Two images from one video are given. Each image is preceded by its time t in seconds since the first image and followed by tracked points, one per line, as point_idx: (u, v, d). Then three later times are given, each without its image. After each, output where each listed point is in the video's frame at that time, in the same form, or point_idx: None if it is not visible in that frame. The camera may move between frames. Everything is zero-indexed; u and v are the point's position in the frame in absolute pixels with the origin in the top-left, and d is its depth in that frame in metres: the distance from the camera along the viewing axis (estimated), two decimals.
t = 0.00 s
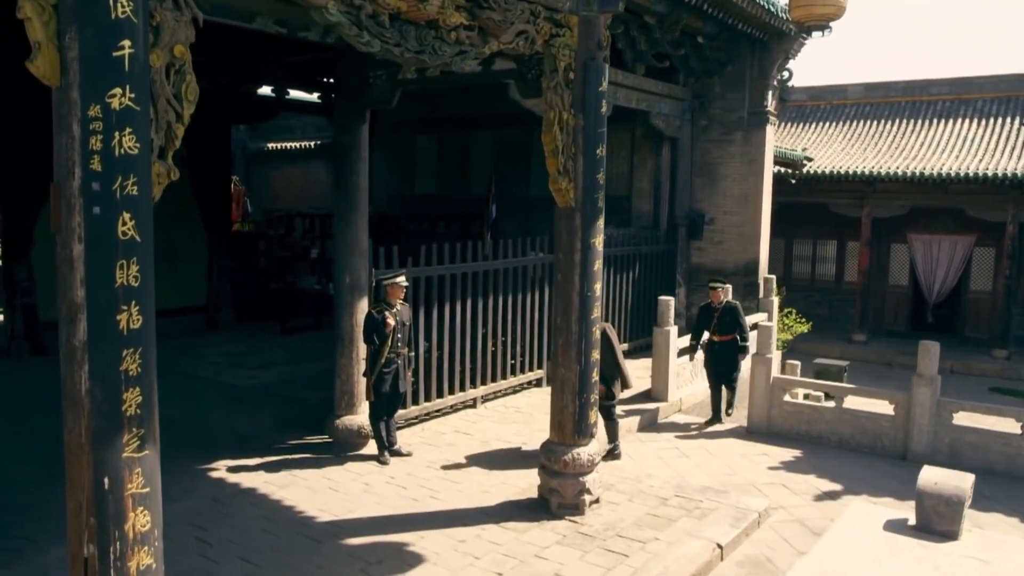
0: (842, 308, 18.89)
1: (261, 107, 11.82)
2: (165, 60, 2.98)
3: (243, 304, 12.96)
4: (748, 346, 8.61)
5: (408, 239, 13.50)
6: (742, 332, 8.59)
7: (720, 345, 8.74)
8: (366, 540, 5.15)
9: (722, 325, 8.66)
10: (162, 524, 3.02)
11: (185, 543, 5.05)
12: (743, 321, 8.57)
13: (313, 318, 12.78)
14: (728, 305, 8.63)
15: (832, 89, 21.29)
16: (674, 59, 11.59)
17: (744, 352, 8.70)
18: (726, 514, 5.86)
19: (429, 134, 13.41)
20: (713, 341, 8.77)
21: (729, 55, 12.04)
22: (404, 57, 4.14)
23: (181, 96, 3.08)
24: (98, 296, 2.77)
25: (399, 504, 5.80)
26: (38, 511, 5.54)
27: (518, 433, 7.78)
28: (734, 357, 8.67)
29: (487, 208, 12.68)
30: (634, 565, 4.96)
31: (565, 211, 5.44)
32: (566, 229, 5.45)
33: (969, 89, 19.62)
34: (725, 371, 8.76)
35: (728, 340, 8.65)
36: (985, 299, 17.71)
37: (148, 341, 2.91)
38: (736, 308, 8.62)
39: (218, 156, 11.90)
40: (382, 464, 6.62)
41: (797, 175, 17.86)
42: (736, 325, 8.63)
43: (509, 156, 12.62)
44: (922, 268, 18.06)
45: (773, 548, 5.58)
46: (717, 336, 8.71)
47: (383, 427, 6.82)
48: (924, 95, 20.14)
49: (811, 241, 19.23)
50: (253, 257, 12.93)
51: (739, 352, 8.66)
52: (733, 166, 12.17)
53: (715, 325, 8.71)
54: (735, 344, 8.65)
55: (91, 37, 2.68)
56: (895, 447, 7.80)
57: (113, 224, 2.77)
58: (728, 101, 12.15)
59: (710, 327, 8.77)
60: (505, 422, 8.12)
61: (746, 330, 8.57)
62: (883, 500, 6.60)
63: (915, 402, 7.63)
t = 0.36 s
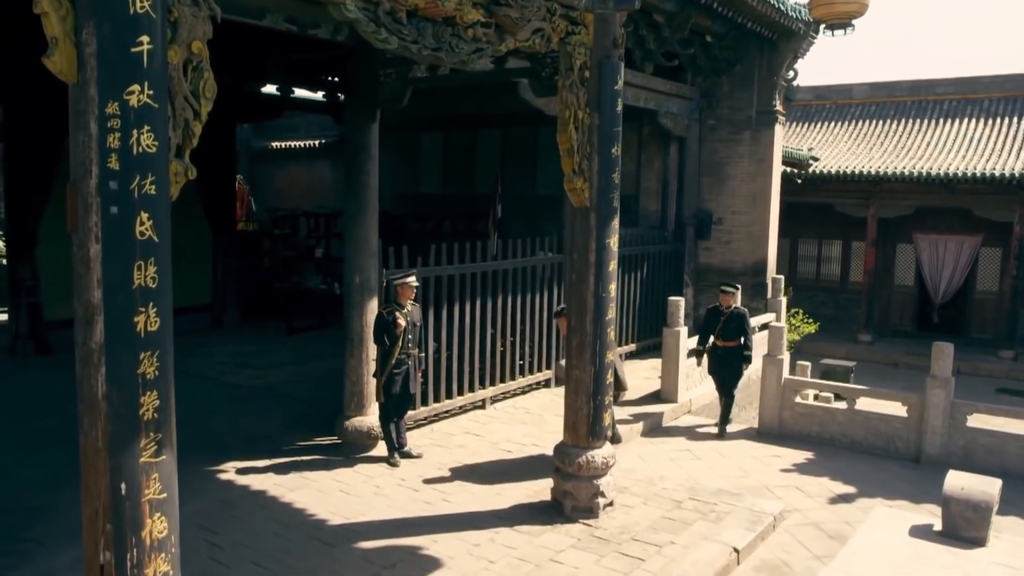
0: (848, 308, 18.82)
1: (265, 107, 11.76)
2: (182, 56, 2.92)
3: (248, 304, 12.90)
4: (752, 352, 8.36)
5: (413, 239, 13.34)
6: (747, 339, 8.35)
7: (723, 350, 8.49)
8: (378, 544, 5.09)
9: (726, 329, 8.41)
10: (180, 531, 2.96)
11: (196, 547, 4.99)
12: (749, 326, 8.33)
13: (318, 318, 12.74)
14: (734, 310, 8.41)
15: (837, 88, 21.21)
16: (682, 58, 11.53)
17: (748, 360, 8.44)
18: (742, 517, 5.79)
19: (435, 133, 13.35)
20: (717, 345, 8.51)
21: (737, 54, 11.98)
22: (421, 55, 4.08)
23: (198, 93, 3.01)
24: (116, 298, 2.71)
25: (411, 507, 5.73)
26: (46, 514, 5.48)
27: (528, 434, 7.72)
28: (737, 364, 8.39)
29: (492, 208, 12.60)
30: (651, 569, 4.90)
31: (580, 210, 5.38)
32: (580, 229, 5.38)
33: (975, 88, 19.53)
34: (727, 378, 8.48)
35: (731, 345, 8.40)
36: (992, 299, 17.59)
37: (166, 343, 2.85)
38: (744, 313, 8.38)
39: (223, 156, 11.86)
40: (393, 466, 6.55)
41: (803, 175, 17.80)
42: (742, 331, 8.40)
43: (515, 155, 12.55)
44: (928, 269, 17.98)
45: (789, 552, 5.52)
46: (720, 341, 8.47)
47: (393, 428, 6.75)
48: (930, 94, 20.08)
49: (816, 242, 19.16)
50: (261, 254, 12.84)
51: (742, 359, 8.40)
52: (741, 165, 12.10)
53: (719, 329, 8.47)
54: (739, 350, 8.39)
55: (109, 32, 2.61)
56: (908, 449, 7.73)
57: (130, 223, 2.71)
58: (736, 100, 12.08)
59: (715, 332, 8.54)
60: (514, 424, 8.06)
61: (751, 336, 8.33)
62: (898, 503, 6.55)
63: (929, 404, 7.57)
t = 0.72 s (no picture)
0: (853, 307, 18.75)
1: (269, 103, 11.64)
2: (201, 52, 2.85)
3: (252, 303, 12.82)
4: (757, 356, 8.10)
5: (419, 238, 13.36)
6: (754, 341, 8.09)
7: (726, 351, 8.23)
8: (392, 547, 5.03)
9: (732, 331, 8.16)
10: (197, 537, 2.89)
11: (207, 550, 4.93)
12: (757, 330, 8.07)
13: (323, 317, 12.69)
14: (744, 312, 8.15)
15: (842, 86, 21.11)
16: (691, 56, 11.46)
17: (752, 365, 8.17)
18: (757, 519, 5.73)
19: (440, 132, 13.29)
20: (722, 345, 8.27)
21: (745, 52, 11.89)
22: (439, 51, 4.02)
23: (216, 89, 2.94)
24: (134, 299, 2.64)
25: (424, 509, 5.67)
26: (54, 517, 5.42)
27: (539, 435, 7.65)
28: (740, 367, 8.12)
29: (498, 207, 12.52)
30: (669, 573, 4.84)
31: (595, 210, 5.31)
32: (596, 229, 5.32)
33: (981, 86, 19.44)
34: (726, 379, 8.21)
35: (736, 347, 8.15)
36: (998, 298, 17.52)
37: (185, 346, 2.78)
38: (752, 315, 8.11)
39: (228, 154, 11.77)
40: (403, 468, 6.49)
41: (808, 173, 17.72)
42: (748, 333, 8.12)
43: (521, 153, 12.48)
44: (934, 268, 17.90)
45: (807, 555, 5.46)
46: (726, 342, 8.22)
47: (403, 429, 6.69)
48: (936, 92, 19.98)
49: (821, 240, 19.08)
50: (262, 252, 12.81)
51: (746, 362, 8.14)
52: (749, 163, 12.03)
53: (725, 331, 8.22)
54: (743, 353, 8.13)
55: (127, 25, 2.54)
56: (921, 450, 7.67)
57: (149, 223, 2.64)
58: (744, 98, 12.00)
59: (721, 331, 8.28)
60: (523, 424, 8.00)
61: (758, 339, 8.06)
62: (914, 505, 6.48)
63: (943, 405, 7.49)
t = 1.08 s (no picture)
0: (859, 306, 18.67)
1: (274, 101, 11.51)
2: (222, 47, 2.77)
3: (257, 302, 12.75)
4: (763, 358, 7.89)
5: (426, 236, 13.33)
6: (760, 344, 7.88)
7: (731, 354, 8.01)
8: (407, 551, 4.96)
9: (737, 334, 7.94)
10: (217, 546, 2.82)
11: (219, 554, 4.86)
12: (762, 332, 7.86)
13: (329, 316, 12.64)
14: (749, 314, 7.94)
15: (848, 84, 21.01)
16: (700, 53, 11.39)
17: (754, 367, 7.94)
18: (775, 522, 5.66)
19: (446, 129, 13.21)
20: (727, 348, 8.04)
21: (755, 50, 11.80)
22: (460, 48, 3.97)
23: (236, 86, 2.86)
24: (154, 301, 2.57)
25: (438, 512, 5.60)
26: (62, 519, 5.35)
27: (550, 436, 7.58)
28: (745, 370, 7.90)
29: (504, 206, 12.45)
30: None
31: (612, 209, 5.24)
32: (614, 227, 5.25)
33: (988, 84, 19.34)
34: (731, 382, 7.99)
35: (741, 350, 7.92)
36: (1005, 297, 17.44)
37: (206, 349, 2.70)
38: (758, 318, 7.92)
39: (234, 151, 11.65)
40: (415, 469, 6.42)
41: (815, 172, 17.63)
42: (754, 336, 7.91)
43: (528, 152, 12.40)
44: (940, 267, 17.82)
45: (827, 559, 5.38)
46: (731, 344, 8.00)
47: (415, 431, 6.62)
48: (942, 91, 19.88)
49: (827, 239, 18.99)
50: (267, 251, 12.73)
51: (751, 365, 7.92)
52: (759, 161, 11.95)
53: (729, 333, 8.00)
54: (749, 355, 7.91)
55: (149, 19, 2.48)
56: (937, 451, 7.59)
57: (170, 222, 2.56)
58: (754, 96, 11.91)
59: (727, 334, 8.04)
60: (534, 425, 7.93)
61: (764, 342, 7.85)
62: (932, 507, 6.40)
63: (959, 406, 7.41)
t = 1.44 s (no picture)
0: (865, 304, 18.59)
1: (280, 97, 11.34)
2: (245, 40, 2.69)
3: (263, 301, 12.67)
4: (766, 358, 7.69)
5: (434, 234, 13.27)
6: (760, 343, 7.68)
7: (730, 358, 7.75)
8: (423, 554, 4.88)
9: (735, 334, 7.71)
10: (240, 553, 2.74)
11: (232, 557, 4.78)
12: (760, 329, 7.66)
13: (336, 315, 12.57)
14: (740, 313, 7.72)
15: (855, 81, 20.90)
16: (710, 49, 11.31)
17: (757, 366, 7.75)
18: (795, 523, 5.58)
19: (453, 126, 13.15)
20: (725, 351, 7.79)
21: (766, 46, 11.70)
22: (483, 41, 4.01)
23: (259, 80, 2.78)
24: (178, 302, 2.49)
25: (453, 513, 5.52)
26: (72, 521, 5.29)
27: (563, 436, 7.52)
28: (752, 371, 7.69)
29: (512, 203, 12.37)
30: None
31: (631, 206, 5.18)
32: (633, 225, 5.19)
33: (996, 81, 19.24)
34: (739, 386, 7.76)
35: (742, 351, 7.71)
36: (1013, 295, 17.37)
37: (230, 351, 2.63)
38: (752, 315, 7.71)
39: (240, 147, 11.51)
40: (428, 469, 6.35)
41: (822, 169, 17.53)
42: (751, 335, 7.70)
43: (535, 150, 12.32)
44: (948, 264, 17.73)
45: (848, 562, 5.30)
46: (729, 347, 7.77)
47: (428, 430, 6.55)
48: (950, 87, 19.77)
49: (834, 237, 18.89)
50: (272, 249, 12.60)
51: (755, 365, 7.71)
52: (769, 158, 11.87)
53: (726, 335, 7.77)
54: (751, 356, 7.70)
55: (173, 11, 2.40)
56: (953, 451, 7.51)
57: (194, 221, 2.48)
58: (764, 92, 11.82)
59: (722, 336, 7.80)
60: (546, 424, 7.86)
61: (764, 340, 7.65)
62: (951, 508, 6.32)
63: (976, 406, 7.33)
